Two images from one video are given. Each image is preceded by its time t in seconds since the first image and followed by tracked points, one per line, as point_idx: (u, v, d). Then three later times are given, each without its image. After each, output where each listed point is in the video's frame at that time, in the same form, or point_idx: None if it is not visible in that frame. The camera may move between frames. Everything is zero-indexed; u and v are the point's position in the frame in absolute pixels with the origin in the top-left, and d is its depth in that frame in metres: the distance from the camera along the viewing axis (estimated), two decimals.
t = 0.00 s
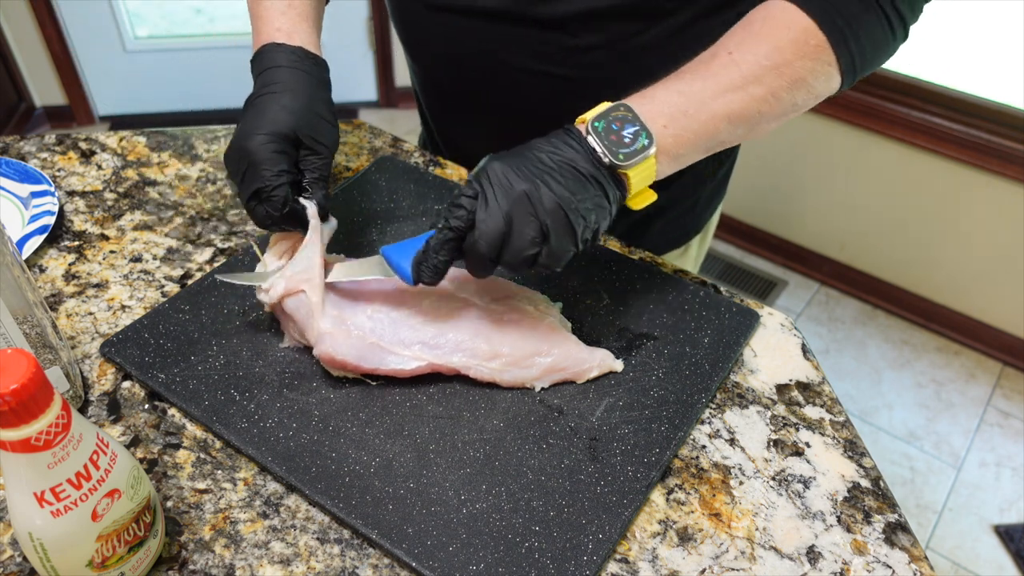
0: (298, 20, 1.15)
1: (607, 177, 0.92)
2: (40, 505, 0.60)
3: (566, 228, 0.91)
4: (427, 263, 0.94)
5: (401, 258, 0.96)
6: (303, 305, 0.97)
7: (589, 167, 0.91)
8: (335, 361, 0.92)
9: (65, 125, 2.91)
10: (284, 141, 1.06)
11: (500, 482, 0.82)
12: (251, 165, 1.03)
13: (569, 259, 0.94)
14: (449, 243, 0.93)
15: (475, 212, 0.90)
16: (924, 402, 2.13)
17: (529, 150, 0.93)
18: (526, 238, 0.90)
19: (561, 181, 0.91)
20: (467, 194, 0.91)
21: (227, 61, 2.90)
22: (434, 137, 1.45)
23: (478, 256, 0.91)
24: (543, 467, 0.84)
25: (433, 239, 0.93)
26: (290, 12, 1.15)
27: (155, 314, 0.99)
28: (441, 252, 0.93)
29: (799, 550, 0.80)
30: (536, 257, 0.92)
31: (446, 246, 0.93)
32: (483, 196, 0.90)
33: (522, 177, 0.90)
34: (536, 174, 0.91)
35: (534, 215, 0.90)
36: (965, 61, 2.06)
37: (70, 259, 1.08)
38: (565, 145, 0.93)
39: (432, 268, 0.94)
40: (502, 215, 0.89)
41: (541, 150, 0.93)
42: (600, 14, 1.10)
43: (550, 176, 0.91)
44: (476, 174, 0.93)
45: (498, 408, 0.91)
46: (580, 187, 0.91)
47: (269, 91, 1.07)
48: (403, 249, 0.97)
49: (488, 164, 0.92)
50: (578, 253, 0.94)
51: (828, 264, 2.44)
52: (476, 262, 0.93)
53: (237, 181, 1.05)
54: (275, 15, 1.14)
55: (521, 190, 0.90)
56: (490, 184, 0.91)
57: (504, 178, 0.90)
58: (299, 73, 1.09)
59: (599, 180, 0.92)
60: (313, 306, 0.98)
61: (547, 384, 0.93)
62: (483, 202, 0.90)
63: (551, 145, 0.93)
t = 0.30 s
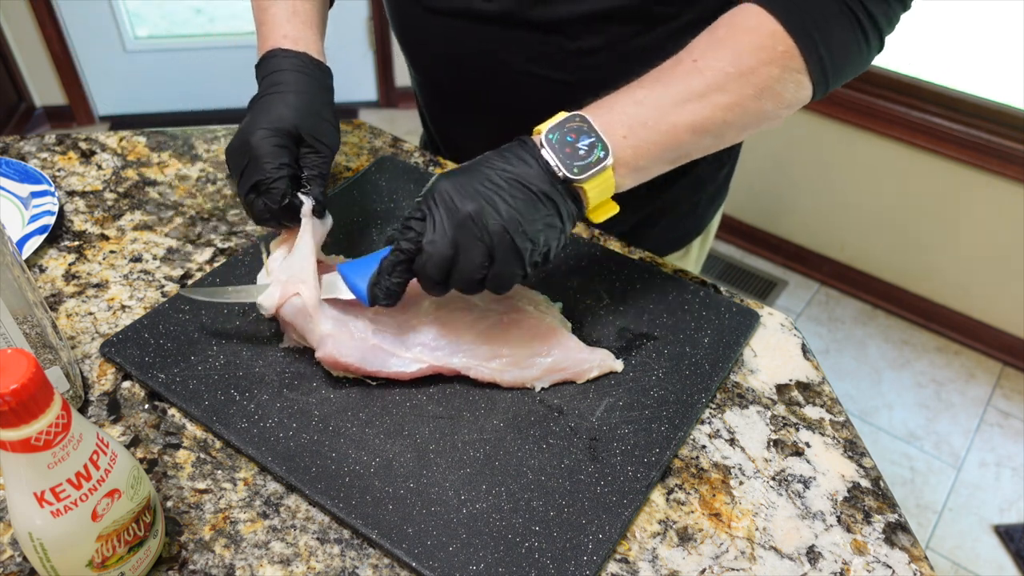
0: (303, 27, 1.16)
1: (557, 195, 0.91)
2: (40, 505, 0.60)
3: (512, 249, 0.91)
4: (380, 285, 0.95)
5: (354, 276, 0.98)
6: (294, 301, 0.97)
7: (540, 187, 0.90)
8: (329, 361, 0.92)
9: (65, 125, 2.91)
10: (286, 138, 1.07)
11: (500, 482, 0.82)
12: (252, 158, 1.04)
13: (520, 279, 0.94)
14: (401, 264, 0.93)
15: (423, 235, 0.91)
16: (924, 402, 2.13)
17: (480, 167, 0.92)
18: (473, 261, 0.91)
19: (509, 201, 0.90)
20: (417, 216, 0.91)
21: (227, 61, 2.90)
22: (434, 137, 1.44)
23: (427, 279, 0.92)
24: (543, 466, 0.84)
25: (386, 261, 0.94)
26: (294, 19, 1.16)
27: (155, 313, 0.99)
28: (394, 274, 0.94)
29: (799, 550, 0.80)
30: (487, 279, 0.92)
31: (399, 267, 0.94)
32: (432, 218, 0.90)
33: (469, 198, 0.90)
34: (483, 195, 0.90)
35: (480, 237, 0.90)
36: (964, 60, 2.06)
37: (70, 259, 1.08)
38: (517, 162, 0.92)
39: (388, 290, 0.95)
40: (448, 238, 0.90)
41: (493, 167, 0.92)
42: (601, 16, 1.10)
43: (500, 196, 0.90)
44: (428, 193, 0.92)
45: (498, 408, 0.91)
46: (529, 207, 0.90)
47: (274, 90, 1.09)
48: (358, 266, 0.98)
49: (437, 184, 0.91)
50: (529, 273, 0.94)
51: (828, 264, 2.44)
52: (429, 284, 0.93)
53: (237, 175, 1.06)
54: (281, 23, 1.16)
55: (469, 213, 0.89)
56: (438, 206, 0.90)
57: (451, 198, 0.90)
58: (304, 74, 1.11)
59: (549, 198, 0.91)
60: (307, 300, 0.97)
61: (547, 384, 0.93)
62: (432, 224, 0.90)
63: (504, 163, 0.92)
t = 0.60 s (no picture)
0: (307, 41, 1.16)
1: (543, 212, 0.91)
2: (40, 505, 0.60)
3: (490, 266, 0.90)
4: (360, 302, 0.94)
5: (336, 294, 0.96)
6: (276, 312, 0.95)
7: (525, 203, 0.90)
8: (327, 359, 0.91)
9: (65, 125, 2.91)
10: (293, 154, 1.08)
11: (500, 482, 0.82)
12: (259, 174, 1.05)
13: (498, 296, 0.92)
14: (381, 279, 0.92)
15: (403, 249, 0.90)
16: (924, 402, 2.13)
17: (467, 185, 0.92)
18: (452, 276, 0.89)
19: (491, 217, 0.90)
20: (400, 231, 0.91)
21: (227, 61, 2.90)
22: (434, 137, 1.44)
23: (405, 294, 0.90)
24: (543, 466, 0.84)
25: (366, 277, 0.93)
26: (298, 34, 1.16)
27: (155, 313, 0.99)
28: (374, 291, 0.93)
29: (799, 550, 0.80)
30: (465, 295, 0.91)
31: (379, 283, 0.92)
32: (415, 233, 0.90)
33: (451, 213, 0.90)
34: (466, 211, 0.90)
35: (460, 252, 0.89)
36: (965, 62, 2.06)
37: (70, 259, 1.08)
38: (501, 180, 0.92)
39: (366, 307, 0.93)
40: (428, 252, 0.89)
41: (479, 184, 0.92)
42: (601, 17, 1.10)
43: (483, 213, 0.90)
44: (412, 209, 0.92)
45: (498, 408, 0.91)
46: (512, 224, 0.90)
47: (280, 105, 1.10)
48: (340, 285, 0.97)
49: (424, 200, 0.92)
50: (508, 291, 0.93)
51: (828, 264, 2.44)
52: (408, 301, 0.92)
53: (246, 189, 1.06)
54: (286, 38, 1.15)
55: (449, 228, 0.89)
56: (420, 220, 0.90)
57: (434, 213, 0.90)
58: (309, 88, 1.11)
59: (534, 215, 0.91)
60: (291, 309, 0.95)
61: (547, 384, 0.93)
62: (417, 238, 0.90)
63: (490, 180, 0.92)
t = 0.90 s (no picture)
0: (315, 56, 1.16)
1: (556, 221, 0.89)
2: (40, 505, 0.60)
3: (499, 277, 0.88)
4: (366, 312, 0.92)
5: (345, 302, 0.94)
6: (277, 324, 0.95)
7: (538, 213, 0.89)
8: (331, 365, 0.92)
9: (65, 125, 2.91)
10: (304, 169, 1.07)
11: (500, 482, 0.82)
12: (271, 191, 1.05)
13: (508, 307, 0.90)
14: (389, 288, 0.91)
15: (412, 258, 0.89)
16: (924, 402, 2.13)
17: (478, 193, 0.91)
18: (461, 285, 0.87)
19: (501, 228, 0.88)
20: (410, 239, 0.90)
21: (227, 60, 2.90)
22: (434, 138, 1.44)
23: (413, 303, 0.89)
24: (543, 467, 0.84)
25: (375, 286, 0.92)
26: (305, 49, 1.16)
27: (155, 313, 0.99)
28: (381, 300, 0.92)
29: (799, 551, 0.80)
30: (474, 306, 0.89)
31: (387, 292, 0.91)
32: (424, 241, 0.89)
33: (461, 221, 0.88)
34: (478, 219, 0.88)
35: (467, 261, 0.87)
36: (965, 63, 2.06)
37: (70, 259, 1.08)
38: (513, 191, 0.90)
39: (374, 317, 0.92)
40: (436, 261, 0.88)
41: (492, 194, 0.90)
42: (600, 19, 1.10)
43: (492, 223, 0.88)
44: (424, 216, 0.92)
45: (498, 408, 0.91)
46: (522, 235, 0.88)
47: (290, 121, 1.10)
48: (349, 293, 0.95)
49: (433, 208, 0.90)
50: (518, 301, 0.90)
51: (828, 264, 2.44)
52: (416, 310, 0.91)
53: (259, 207, 1.07)
54: (292, 53, 1.16)
55: (457, 236, 0.88)
56: (430, 229, 0.89)
57: (442, 222, 0.89)
58: (317, 103, 1.11)
59: (546, 224, 0.89)
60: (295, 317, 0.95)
61: (547, 384, 0.93)
62: (426, 246, 0.88)
63: (502, 190, 0.90)
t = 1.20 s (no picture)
0: (303, 48, 1.16)
1: (596, 216, 0.90)
2: (40, 505, 0.60)
3: (543, 272, 0.88)
4: (402, 311, 0.93)
5: (378, 303, 0.95)
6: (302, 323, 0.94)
7: (576, 208, 0.90)
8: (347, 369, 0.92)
9: (65, 125, 2.91)
10: (293, 162, 1.07)
11: (499, 482, 0.82)
12: (259, 184, 1.05)
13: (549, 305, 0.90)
14: (425, 288, 0.91)
15: (449, 258, 0.89)
16: (924, 402, 2.13)
17: (512, 191, 0.92)
18: (502, 284, 0.88)
19: (540, 224, 0.89)
20: (447, 238, 0.91)
21: (227, 61, 2.90)
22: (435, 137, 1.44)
23: (450, 303, 0.89)
24: (543, 466, 0.84)
25: (411, 285, 0.92)
26: (295, 41, 1.17)
27: (155, 313, 0.99)
28: (416, 300, 0.92)
29: (799, 551, 0.80)
30: (514, 305, 0.90)
31: (422, 292, 0.91)
32: (461, 239, 0.89)
33: (500, 220, 0.89)
34: (517, 217, 0.89)
35: (510, 260, 0.88)
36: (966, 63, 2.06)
37: (70, 259, 1.08)
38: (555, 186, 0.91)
39: (410, 316, 0.92)
40: (476, 260, 0.88)
41: (526, 190, 0.91)
42: (601, 19, 1.09)
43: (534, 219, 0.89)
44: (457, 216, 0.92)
45: (498, 408, 0.91)
46: (562, 231, 0.89)
47: (278, 114, 1.10)
48: (381, 292, 0.96)
49: (469, 207, 0.91)
50: (560, 299, 0.91)
51: (828, 264, 2.44)
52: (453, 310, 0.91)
53: (248, 198, 1.06)
54: (281, 45, 1.16)
55: (498, 234, 0.88)
56: (468, 227, 0.89)
57: (480, 219, 0.89)
58: (304, 95, 1.11)
59: (587, 220, 0.90)
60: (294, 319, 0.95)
61: (548, 384, 0.93)
62: (462, 244, 0.89)
63: (538, 186, 0.91)
